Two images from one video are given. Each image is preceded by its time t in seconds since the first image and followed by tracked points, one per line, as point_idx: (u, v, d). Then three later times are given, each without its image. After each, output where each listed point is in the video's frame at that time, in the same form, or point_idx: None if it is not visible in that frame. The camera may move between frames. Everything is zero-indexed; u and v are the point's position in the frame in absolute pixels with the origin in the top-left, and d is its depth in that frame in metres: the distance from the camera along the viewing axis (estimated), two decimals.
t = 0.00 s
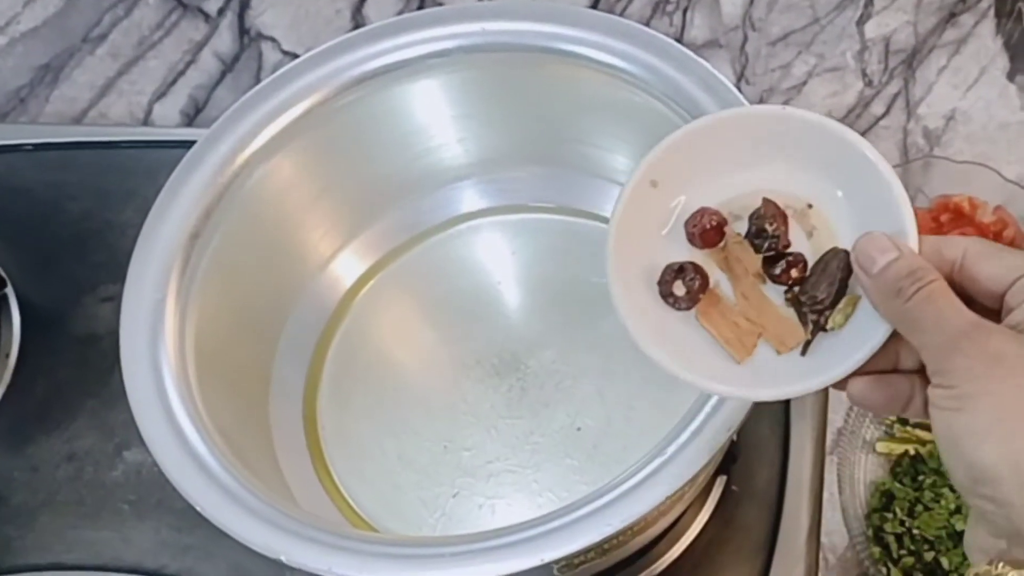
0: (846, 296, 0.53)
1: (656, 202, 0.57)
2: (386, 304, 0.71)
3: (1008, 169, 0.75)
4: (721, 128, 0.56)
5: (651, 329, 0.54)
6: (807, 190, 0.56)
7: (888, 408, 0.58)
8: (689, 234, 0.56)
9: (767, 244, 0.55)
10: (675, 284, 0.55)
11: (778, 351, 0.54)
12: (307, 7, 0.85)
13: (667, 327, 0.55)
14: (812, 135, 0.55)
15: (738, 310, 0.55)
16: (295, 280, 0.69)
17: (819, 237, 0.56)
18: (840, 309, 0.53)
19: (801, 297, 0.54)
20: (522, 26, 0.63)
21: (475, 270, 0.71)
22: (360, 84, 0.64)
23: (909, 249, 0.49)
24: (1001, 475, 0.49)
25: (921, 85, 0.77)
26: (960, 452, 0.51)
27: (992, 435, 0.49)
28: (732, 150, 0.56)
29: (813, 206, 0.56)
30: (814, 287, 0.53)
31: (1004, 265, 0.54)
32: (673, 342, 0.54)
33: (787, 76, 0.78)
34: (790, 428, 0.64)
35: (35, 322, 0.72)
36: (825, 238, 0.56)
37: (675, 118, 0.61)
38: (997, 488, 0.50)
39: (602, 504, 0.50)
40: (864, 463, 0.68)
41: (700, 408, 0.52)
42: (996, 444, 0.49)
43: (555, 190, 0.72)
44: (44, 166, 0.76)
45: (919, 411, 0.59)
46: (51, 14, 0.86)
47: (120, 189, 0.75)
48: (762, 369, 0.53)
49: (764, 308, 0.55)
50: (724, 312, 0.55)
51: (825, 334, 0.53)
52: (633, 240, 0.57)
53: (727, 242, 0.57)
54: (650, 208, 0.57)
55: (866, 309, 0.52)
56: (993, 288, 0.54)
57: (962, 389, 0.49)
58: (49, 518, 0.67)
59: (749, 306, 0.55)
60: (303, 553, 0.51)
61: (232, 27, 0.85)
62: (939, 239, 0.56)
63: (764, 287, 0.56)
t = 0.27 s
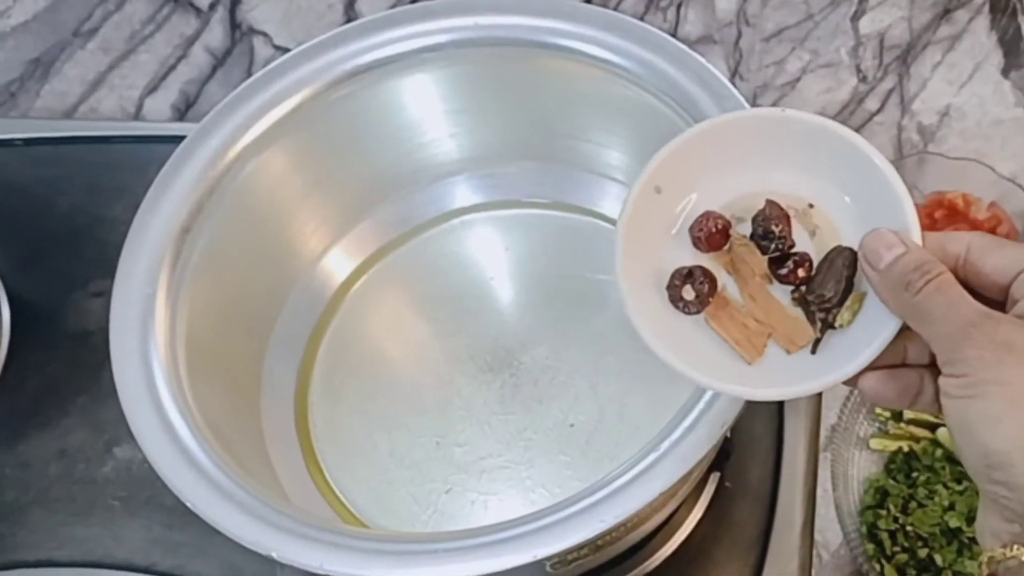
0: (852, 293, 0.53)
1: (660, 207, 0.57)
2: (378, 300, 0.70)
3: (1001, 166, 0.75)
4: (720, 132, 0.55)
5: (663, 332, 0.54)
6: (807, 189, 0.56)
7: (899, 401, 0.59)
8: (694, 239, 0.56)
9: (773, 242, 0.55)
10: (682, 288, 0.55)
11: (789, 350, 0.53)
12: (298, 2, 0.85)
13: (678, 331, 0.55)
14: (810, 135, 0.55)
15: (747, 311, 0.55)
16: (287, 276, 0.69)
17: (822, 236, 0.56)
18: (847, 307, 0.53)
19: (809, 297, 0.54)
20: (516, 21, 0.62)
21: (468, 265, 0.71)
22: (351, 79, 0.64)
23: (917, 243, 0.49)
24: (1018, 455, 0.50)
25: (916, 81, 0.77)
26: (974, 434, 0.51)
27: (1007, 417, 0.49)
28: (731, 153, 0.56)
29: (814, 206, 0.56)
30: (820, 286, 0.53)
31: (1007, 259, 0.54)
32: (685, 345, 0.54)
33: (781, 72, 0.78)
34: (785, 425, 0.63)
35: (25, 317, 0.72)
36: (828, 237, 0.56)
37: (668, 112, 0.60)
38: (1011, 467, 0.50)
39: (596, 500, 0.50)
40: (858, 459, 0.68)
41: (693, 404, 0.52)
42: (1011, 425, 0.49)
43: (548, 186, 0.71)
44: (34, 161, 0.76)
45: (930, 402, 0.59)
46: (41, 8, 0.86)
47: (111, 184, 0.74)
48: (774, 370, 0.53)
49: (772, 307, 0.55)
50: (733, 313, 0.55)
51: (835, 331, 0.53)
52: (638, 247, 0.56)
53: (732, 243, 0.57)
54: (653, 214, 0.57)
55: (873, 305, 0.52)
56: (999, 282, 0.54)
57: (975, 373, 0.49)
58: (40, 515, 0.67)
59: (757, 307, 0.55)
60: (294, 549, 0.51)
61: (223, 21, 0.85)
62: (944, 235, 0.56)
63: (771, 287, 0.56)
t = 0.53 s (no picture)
0: (825, 293, 0.54)
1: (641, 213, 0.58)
2: (384, 298, 0.71)
3: (1005, 165, 0.74)
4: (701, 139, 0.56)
5: (644, 335, 0.55)
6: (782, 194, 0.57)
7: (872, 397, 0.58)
8: (672, 245, 0.57)
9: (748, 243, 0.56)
10: (662, 288, 0.56)
11: (766, 349, 0.54)
12: (303, 1, 0.85)
13: (659, 334, 0.56)
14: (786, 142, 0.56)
15: (724, 313, 0.56)
16: (293, 275, 0.69)
17: (796, 238, 0.57)
18: (821, 306, 0.54)
19: (784, 296, 0.54)
20: (522, 19, 0.62)
21: (475, 264, 0.71)
22: (359, 77, 0.64)
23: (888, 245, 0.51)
24: (980, 449, 0.49)
25: (919, 81, 0.77)
26: (941, 429, 0.50)
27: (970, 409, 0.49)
28: (709, 159, 0.57)
29: (788, 209, 0.57)
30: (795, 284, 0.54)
31: (972, 252, 0.53)
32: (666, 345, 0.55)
33: (785, 72, 0.78)
34: (790, 425, 0.64)
35: (31, 316, 0.72)
36: (802, 240, 0.57)
37: (674, 111, 0.61)
38: (976, 462, 0.49)
39: (605, 498, 0.50)
40: (864, 458, 0.68)
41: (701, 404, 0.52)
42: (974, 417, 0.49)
43: (554, 184, 0.71)
44: (40, 160, 0.76)
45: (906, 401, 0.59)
46: (47, 7, 0.86)
47: (116, 183, 0.74)
48: (753, 369, 0.54)
49: (749, 307, 0.56)
50: (711, 316, 0.56)
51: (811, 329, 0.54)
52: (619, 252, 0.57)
53: (709, 248, 0.58)
54: (634, 220, 0.58)
55: (845, 303, 0.53)
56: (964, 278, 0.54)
57: (941, 364, 0.49)
58: (46, 513, 0.67)
59: (734, 307, 0.56)
60: (304, 546, 0.51)
61: (228, 21, 0.85)
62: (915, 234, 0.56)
63: (747, 290, 0.57)
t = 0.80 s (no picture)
0: (829, 281, 0.54)
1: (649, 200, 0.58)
2: (394, 295, 0.71)
3: (1011, 165, 0.74)
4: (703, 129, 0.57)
5: (645, 322, 0.56)
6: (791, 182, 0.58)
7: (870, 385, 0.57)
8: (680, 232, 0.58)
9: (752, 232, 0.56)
10: (669, 276, 0.57)
11: (769, 336, 0.55)
12: (310, 2, 0.85)
13: (663, 319, 0.57)
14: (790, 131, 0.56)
15: (730, 298, 0.57)
16: (302, 274, 0.69)
17: (803, 226, 0.57)
18: (822, 294, 0.54)
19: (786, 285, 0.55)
20: (530, 19, 0.63)
21: (483, 264, 0.71)
22: (367, 77, 0.64)
23: (888, 239, 0.51)
24: (955, 441, 0.49)
25: (926, 81, 0.77)
26: (920, 418, 0.50)
27: (946, 400, 0.48)
28: (715, 148, 0.58)
29: (797, 198, 0.57)
30: (798, 272, 0.54)
31: (966, 247, 0.52)
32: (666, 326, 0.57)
33: (791, 72, 0.78)
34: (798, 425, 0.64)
35: (38, 316, 0.72)
36: (808, 228, 0.57)
37: (683, 110, 0.61)
38: (950, 454, 0.49)
39: (614, 497, 0.50)
40: (870, 458, 0.68)
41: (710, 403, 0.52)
42: (948, 408, 0.49)
43: (562, 185, 0.71)
44: (48, 161, 0.76)
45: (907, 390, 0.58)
46: (54, 9, 0.86)
47: (124, 184, 0.74)
48: (755, 355, 0.54)
49: (754, 295, 0.56)
50: (717, 301, 0.57)
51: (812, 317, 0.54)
52: (627, 238, 0.58)
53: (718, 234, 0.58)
54: (642, 206, 0.59)
55: (847, 293, 0.53)
56: (960, 270, 0.53)
57: (924, 355, 0.49)
58: (54, 513, 0.67)
59: (740, 294, 0.57)
60: (313, 545, 0.51)
61: (235, 22, 0.85)
62: (915, 223, 0.54)
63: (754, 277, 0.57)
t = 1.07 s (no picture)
0: (854, 281, 0.54)
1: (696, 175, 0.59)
2: (399, 291, 0.71)
3: (1013, 163, 0.74)
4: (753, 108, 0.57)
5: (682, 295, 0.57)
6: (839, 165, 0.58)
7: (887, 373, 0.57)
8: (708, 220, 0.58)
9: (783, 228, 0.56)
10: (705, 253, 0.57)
11: (797, 322, 0.55)
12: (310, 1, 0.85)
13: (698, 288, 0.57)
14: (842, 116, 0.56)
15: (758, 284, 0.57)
16: (306, 272, 0.69)
17: (846, 212, 0.57)
18: (848, 293, 0.54)
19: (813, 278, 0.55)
20: (534, 17, 0.63)
21: (486, 261, 0.71)
22: (371, 75, 0.64)
23: (924, 234, 0.51)
24: (947, 432, 0.49)
25: (927, 79, 0.77)
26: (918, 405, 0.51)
27: (943, 392, 0.49)
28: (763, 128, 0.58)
29: (844, 182, 0.57)
30: (827, 267, 0.55)
31: (992, 245, 0.52)
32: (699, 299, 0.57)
33: (793, 71, 0.78)
34: (801, 424, 0.64)
35: (40, 314, 0.71)
36: (853, 211, 0.57)
37: (687, 108, 0.61)
38: (944, 442, 0.50)
39: (619, 494, 0.50)
40: (872, 456, 0.68)
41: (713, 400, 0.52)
42: (945, 400, 0.49)
43: (564, 184, 0.71)
44: (49, 159, 0.76)
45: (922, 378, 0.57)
46: (54, 8, 0.86)
47: (125, 182, 0.74)
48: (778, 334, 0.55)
49: (781, 284, 0.56)
50: (745, 286, 0.57)
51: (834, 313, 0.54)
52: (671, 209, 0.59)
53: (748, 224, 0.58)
54: (689, 180, 0.59)
55: (872, 294, 0.54)
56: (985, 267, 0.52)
57: (928, 347, 0.49)
58: (57, 512, 0.67)
59: (768, 281, 0.57)
60: (318, 542, 0.51)
61: (235, 21, 0.85)
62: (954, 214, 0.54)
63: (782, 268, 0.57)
